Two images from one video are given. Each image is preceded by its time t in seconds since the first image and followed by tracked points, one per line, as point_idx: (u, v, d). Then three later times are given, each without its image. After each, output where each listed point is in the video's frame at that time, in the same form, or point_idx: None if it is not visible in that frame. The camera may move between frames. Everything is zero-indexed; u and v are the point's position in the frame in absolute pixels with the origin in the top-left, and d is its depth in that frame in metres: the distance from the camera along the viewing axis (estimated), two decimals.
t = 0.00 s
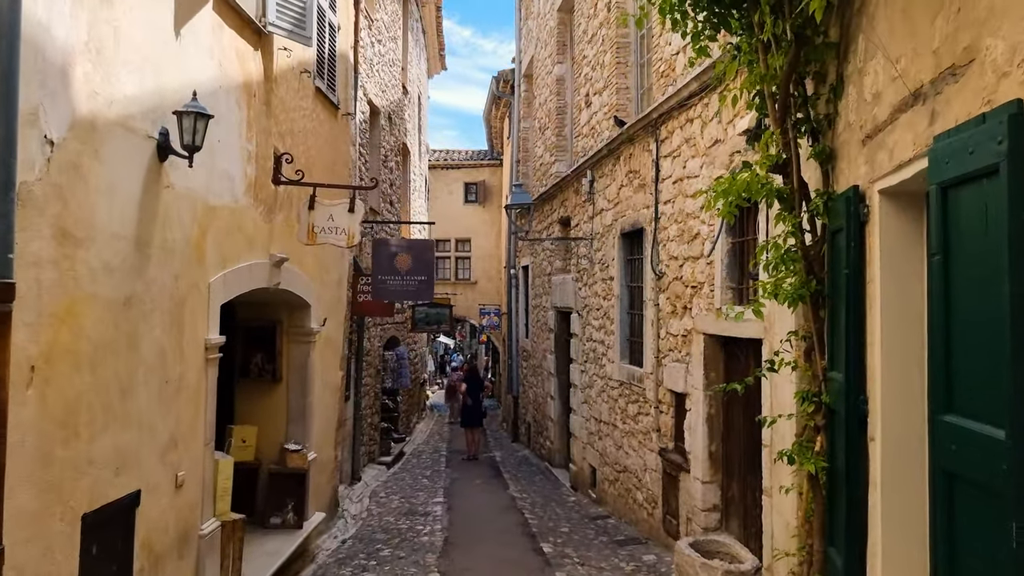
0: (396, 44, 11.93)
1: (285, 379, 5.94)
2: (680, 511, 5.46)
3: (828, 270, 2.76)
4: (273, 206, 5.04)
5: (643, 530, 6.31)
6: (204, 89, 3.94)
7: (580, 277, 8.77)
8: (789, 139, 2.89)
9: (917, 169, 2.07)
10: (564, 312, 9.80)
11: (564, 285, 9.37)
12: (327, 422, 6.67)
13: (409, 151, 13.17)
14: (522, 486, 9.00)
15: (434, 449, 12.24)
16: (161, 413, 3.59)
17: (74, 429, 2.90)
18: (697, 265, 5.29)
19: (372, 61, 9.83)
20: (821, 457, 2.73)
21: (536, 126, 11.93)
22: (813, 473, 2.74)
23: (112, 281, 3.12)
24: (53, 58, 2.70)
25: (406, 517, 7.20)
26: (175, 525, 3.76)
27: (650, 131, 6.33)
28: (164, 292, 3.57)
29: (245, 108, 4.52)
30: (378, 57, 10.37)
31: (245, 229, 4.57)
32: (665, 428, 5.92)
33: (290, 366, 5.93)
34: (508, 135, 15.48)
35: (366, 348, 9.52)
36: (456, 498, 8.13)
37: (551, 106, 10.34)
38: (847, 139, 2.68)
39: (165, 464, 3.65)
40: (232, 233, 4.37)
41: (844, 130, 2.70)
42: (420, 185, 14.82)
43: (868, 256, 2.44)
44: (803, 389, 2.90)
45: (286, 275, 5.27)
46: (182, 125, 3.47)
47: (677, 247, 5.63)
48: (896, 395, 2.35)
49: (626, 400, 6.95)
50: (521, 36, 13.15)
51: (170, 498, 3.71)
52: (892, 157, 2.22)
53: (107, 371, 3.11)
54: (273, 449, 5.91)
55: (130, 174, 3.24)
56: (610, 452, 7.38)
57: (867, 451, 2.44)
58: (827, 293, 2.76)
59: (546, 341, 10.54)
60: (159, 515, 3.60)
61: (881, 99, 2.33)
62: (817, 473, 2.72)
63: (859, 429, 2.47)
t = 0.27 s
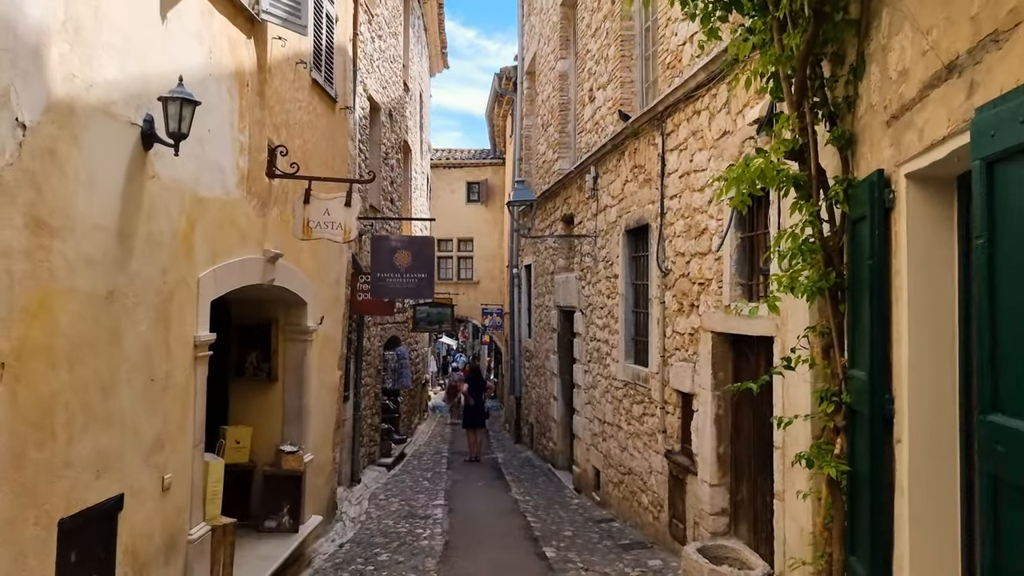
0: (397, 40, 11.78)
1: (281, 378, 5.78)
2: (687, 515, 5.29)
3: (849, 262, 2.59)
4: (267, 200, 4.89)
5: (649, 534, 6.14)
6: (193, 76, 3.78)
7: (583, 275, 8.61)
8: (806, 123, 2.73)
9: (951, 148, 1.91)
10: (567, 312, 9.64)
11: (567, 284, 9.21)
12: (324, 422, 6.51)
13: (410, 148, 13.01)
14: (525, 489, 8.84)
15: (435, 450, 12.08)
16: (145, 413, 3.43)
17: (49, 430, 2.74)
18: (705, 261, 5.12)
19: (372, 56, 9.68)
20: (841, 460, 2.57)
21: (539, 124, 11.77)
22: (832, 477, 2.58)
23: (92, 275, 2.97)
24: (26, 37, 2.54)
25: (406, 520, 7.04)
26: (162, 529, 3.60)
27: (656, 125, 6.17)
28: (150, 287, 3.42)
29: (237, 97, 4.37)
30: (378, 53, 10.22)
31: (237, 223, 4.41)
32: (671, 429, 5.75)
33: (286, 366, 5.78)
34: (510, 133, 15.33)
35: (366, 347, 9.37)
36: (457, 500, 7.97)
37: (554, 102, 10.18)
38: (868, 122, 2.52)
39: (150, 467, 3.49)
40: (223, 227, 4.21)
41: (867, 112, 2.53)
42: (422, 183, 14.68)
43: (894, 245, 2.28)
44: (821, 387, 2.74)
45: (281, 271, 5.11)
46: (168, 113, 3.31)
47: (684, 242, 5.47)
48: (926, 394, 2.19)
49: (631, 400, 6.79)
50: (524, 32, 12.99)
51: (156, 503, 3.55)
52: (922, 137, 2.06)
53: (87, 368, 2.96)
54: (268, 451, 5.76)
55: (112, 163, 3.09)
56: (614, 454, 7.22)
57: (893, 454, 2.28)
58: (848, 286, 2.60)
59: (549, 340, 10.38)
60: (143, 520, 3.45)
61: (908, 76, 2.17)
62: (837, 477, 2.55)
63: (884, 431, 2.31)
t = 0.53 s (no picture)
0: (398, 37, 11.62)
1: (277, 379, 5.61)
2: (696, 520, 5.12)
3: (875, 254, 2.42)
4: (262, 194, 4.72)
5: (655, 540, 5.97)
6: (181, 63, 3.62)
7: (587, 274, 8.44)
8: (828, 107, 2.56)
9: (999, 126, 1.73)
10: (571, 311, 9.47)
11: (571, 283, 9.04)
12: (322, 425, 6.34)
13: (411, 146, 12.86)
14: (527, 492, 8.67)
15: (437, 453, 11.90)
16: (129, 416, 3.27)
17: (23, 434, 2.58)
18: (714, 258, 4.95)
19: (373, 51, 9.52)
20: (869, 467, 2.40)
21: (542, 121, 11.60)
22: (859, 485, 2.41)
23: (71, 269, 2.81)
24: None
25: (405, 524, 6.87)
26: (148, 537, 3.44)
27: (662, 118, 6.00)
28: (135, 283, 3.25)
29: (229, 87, 4.20)
30: (379, 48, 10.06)
31: (229, 217, 4.25)
32: (679, 432, 5.58)
33: (282, 366, 5.61)
34: (513, 131, 15.17)
35: (365, 348, 9.20)
36: (459, 504, 7.80)
37: (558, 99, 10.02)
38: (897, 104, 2.34)
39: (135, 473, 3.33)
40: (214, 222, 4.05)
41: (896, 93, 2.36)
42: (423, 182, 14.52)
43: (929, 235, 2.11)
44: (846, 389, 2.57)
45: (276, 268, 4.94)
46: (153, 99, 3.14)
47: (692, 239, 5.30)
48: (965, 396, 2.02)
49: (636, 402, 6.61)
50: (526, 29, 12.82)
51: (141, 510, 3.38)
52: (964, 116, 1.89)
53: (65, 368, 2.79)
54: (264, 454, 5.59)
55: (93, 151, 2.92)
56: (619, 456, 7.04)
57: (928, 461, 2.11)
58: (875, 280, 2.43)
59: (552, 341, 10.21)
60: (128, 527, 3.28)
61: (945, 51, 2.00)
62: (864, 485, 2.38)
63: (917, 436, 2.14)
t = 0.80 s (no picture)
0: (398, 33, 11.46)
1: (271, 381, 5.44)
2: (704, 527, 4.95)
3: (906, 244, 2.25)
4: (254, 189, 4.56)
5: (661, 546, 5.79)
6: (167, 50, 3.46)
7: (590, 273, 8.26)
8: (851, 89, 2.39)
9: None
10: (574, 312, 9.30)
11: (574, 283, 8.87)
12: (319, 427, 6.18)
13: (412, 144, 12.70)
14: (529, 496, 8.49)
15: (437, 455, 11.73)
16: (110, 419, 3.10)
17: None
18: (723, 256, 4.78)
19: (372, 47, 9.36)
20: (898, 476, 2.22)
21: (544, 119, 11.43)
22: (887, 495, 2.24)
23: (43, 264, 2.64)
24: None
25: (404, 530, 6.69)
26: (130, 547, 3.26)
27: (668, 113, 5.83)
28: (115, 280, 3.09)
29: (219, 76, 4.04)
30: (378, 44, 9.91)
31: (219, 212, 4.09)
32: (686, 435, 5.40)
33: (276, 367, 5.44)
34: (514, 130, 15.01)
35: (364, 349, 9.03)
36: (459, 508, 7.63)
37: (560, 95, 9.85)
38: (928, 85, 2.18)
39: (116, 479, 3.16)
40: (203, 217, 3.88)
41: (927, 73, 2.19)
42: (424, 181, 14.36)
43: (966, 224, 1.94)
44: (872, 391, 2.39)
45: (268, 266, 4.77)
46: (133, 85, 2.97)
47: (700, 236, 5.13)
48: (1007, 401, 1.85)
49: (641, 404, 6.44)
50: (528, 26, 12.67)
51: (122, 519, 3.21)
52: (1008, 93, 1.72)
53: (36, 369, 2.63)
54: (258, 458, 5.42)
55: (68, 140, 2.76)
56: (623, 460, 6.87)
57: (966, 470, 1.94)
58: (903, 275, 2.26)
59: (555, 341, 10.03)
60: (108, 537, 3.11)
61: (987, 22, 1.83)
62: (893, 496, 2.21)
63: (953, 443, 1.97)
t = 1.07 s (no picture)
0: (398, 27, 11.30)
1: (264, 377, 5.27)
2: (711, 528, 4.77)
3: (938, 224, 2.06)
4: (244, 176, 4.38)
5: (666, 548, 5.61)
6: (148, 26, 3.29)
7: (593, 269, 8.09)
8: (876, 57, 2.21)
9: None
10: (576, 308, 9.12)
11: (576, 279, 8.70)
12: (314, 425, 6.00)
13: (412, 140, 12.53)
14: (531, 496, 8.32)
15: (438, 455, 11.56)
16: (85, 415, 2.94)
17: None
18: (731, 247, 4.60)
19: (370, 39, 9.19)
20: (931, 474, 2.05)
21: (546, 113, 11.26)
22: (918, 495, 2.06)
23: (8, 247, 2.47)
24: None
25: (402, 531, 6.52)
26: (108, 547, 3.10)
27: (673, 101, 5.66)
28: (92, 266, 2.92)
29: (206, 56, 3.87)
30: (377, 37, 9.74)
31: (207, 200, 3.92)
32: (692, 433, 5.23)
33: (269, 363, 5.27)
34: (516, 126, 14.84)
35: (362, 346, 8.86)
36: (459, 508, 7.46)
37: (562, 89, 9.68)
38: (964, 47, 2.00)
39: (92, 478, 2.99)
40: (189, 204, 3.72)
41: (961, 35, 2.02)
42: (424, 178, 14.20)
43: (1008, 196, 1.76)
44: (901, 382, 2.22)
45: (259, 257, 4.60)
46: (109, 59, 2.80)
47: (707, 226, 4.96)
48: None
49: (646, 402, 6.27)
50: (530, 20, 12.50)
51: (99, 520, 3.04)
52: None
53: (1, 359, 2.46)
54: (250, 456, 5.25)
55: (37, 116, 2.59)
56: (627, 459, 6.69)
57: (1007, 467, 1.77)
58: (934, 255, 2.08)
59: (557, 339, 9.86)
60: (84, 539, 2.95)
61: None
62: (925, 495, 2.03)
63: (992, 437, 1.79)
